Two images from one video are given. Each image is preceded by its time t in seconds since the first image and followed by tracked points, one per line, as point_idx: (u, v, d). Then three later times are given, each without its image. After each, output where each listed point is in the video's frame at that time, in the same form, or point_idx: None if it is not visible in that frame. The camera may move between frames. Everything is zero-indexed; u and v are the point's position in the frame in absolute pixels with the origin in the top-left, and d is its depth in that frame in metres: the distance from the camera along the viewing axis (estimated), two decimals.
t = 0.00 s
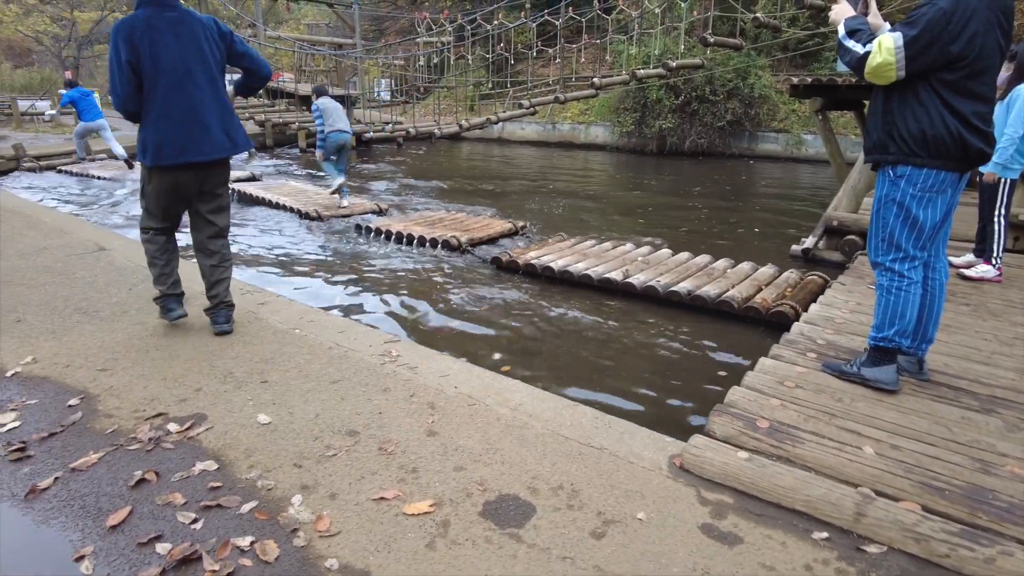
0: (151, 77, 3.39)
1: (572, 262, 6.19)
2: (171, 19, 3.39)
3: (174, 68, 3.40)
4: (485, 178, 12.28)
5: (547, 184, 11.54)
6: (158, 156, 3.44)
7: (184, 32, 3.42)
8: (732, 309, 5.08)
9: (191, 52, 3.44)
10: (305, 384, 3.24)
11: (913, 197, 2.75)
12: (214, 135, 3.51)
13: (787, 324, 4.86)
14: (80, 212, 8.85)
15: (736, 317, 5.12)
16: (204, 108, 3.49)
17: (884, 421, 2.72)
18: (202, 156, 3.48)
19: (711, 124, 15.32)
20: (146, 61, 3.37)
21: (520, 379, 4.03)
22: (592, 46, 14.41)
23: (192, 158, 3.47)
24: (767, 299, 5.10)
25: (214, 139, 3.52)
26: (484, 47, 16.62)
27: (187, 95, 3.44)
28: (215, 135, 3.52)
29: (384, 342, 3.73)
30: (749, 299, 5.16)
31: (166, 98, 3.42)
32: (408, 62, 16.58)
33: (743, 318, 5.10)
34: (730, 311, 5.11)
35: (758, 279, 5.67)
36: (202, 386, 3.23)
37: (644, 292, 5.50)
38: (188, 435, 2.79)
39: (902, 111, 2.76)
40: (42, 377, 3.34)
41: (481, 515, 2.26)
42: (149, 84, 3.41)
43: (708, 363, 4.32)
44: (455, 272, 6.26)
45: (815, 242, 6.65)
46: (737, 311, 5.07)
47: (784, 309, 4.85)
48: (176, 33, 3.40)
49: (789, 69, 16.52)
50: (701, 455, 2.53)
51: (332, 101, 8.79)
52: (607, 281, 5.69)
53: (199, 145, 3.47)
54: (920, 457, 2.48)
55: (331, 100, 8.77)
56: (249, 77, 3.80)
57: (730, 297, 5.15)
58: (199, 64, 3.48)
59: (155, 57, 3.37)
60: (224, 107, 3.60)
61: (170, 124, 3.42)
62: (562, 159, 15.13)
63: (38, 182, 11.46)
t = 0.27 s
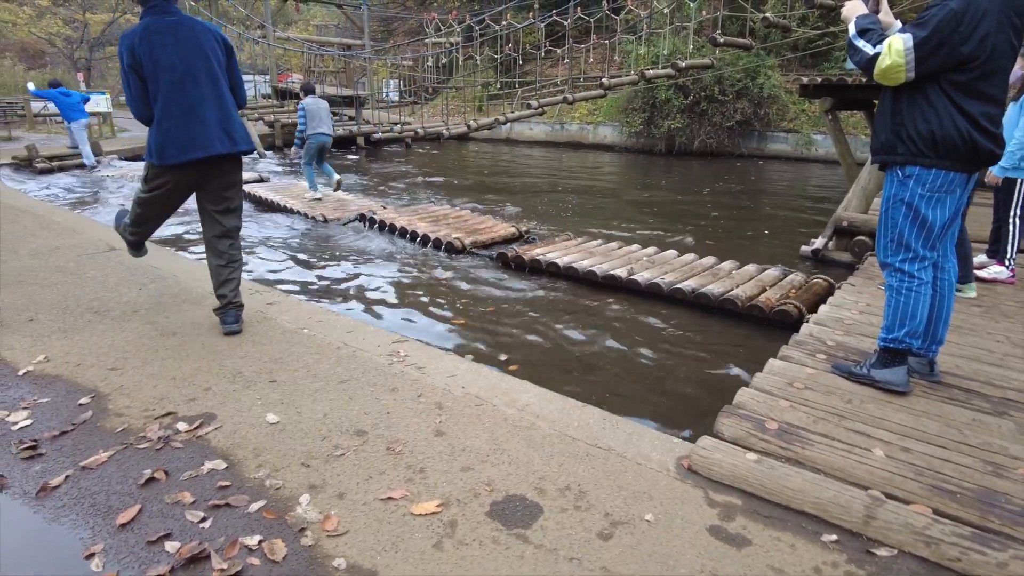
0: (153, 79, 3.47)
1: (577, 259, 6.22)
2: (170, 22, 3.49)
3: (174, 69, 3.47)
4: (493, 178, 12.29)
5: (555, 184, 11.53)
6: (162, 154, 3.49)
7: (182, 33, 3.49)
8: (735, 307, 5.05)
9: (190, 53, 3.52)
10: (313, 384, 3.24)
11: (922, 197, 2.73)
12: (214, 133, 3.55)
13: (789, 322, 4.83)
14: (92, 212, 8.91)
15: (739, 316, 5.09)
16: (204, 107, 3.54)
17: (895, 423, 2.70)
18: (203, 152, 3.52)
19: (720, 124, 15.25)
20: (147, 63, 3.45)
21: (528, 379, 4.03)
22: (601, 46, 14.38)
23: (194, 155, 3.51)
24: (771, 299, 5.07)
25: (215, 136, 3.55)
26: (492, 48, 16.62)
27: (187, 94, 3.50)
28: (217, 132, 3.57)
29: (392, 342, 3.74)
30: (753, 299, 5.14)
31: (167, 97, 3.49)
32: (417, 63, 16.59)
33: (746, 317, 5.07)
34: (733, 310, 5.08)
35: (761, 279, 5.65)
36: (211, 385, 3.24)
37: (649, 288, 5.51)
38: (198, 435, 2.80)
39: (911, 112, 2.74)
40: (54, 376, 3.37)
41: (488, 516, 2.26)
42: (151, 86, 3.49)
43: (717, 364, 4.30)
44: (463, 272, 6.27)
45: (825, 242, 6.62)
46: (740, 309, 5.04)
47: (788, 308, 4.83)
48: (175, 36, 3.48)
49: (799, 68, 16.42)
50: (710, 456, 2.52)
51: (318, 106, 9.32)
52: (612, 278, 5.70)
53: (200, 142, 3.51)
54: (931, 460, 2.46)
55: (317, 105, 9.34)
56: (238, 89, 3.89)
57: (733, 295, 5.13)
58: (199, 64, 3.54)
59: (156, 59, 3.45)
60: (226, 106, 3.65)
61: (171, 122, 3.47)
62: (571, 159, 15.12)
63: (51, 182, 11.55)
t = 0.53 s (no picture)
0: (143, 75, 3.54)
1: (578, 255, 6.25)
2: (157, 17, 3.55)
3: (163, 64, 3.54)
4: (499, 179, 12.29)
5: (561, 185, 11.52)
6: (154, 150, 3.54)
7: (170, 28, 3.55)
8: (731, 305, 5.06)
9: (178, 47, 3.58)
10: (320, 383, 3.25)
11: (927, 197, 2.71)
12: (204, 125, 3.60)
13: (784, 320, 4.85)
14: (101, 213, 8.98)
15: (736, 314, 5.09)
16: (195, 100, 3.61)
17: (902, 425, 2.68)
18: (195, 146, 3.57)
19: (728, 124, 15.20)
20: (137, 59, 3.52)
21: (534, 380, 4.03)
22: (608, 47, 14.37)
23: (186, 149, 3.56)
24: (767, 298, 5.06)
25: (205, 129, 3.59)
26: (499, 48, 16.62)
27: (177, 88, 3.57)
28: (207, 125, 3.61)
29: (399, 342, 3.75)
30: (750, 296, 5.14)
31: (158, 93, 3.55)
32: (424, 63, 16.61)
33: (742, 314, 5.08)
34: (730, 308, 5.09)
35: (762, 278, 5.64)
36: (219, 385, 3.26)
37: (648, 285, 5.51)
38: (205, 434, 2.82)
39: (916, 111, 2.72)
40: (63, 375, 3.40)
41: (493, 516, 2.26)
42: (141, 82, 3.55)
43: (724, 365, 4.28)
44: (468, 272, 6.27)
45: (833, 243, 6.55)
46: (736, 306, 5.05)
47: (784, 307, 4.83)
48: (162, 31, 3.54)
49: (807, 68, 16.33)
50: (716, 457, 2.52)
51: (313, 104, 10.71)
52: (611, 274, 5.74)
53: (193, 135, 3.57)
54: (939, 462, 2.45)
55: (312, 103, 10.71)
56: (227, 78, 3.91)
57: (730, 293, 5.13)
58: (187, 60, 3.61)
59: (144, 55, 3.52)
60: (215, 99, 3.72)
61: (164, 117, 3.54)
62: (577, 159, 15.11)
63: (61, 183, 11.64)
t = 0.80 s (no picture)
0: (117, 81, 3.55)
1: (580, 256, 6.25)
2: (131, 22, 3.55)
3: (136, 70, 3.56)
4: (504, 180, 12.29)
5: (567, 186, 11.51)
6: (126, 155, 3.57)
7: (146, 35, 3.57)
8: (727, 305, 5.06)
9: (153, 55, 3.61)
10: (325, 385, 3.26)
11: (934, 196, 2.70)
12: (177, 134, 3.66)
13: (778, 321, 4.85)
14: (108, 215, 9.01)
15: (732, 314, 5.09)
16: (165, 108, 3.65)
17: (909, 427, 2.67)
18: (167, 154, 3.63)
19: (733, 125, 15.17)
20: (112, 64, 3.51)
21: (539, 381, 4.02)
22: (613, 48, 14.36)
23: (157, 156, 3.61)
24: (763, 298, 5.05)
25: (177, 138, 3.66)
26: (504, 50, 16.64)
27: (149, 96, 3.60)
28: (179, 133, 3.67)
29: (404, 343, 3.75)
30: (746, 296, 5.14)
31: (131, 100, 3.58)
32: (429, 65, 16.64)
33: (738, 314, 5.08)
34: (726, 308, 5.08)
35: (761, 278, 5.64)
36: (225, 385, 3.27)
37: (645, 287, 5.52)
38: (211, 434, 2.83)
39: (922, 110, 2.71)
40: (70, 375, 3.42)
41: (498, 518, 2.26)
42: (115, 87, 3.56)
43: (729, 366, 4.27)
44: (473, 273, 6.28)
45: (838, 245, 6.55)
46: (733, 307, 5.06)
47: (779, 307, 4.83)
48: (138, 37, 3.55)
49: (813, 69, 16.29)
50: (721, 459, 2.51)
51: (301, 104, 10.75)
52: (609, 276, 5.74)
53: (162, 143, 3.62)
54: (945, 465, 2.43)
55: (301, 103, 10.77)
56: (200, 81, 3.97)
57: (726, 293, 5.14)
58: (161, 67, 3.64)
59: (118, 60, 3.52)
60: (185, 106, 3.76)
61: (134, 124, 3.57)
62: (582, 160, 15.11)
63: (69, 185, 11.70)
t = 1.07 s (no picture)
0: (108, 80, 3.55)
1: (579, 258, 6.25)
2: (116, 21, 3.58)
3: (128, 69, 3.59)
4: (507, 181, 12.29)
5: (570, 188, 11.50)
6: (122, 153, 3.57)
7: (133, 33, 3.61)
8: (722, 306, 5.09)
9: (141, 53, 3.64)
10: (328, 385, 3.26)
11: (942, 197, 2.69)
12: (170, 130, 3.70)
13: (773, 322, 4.88)
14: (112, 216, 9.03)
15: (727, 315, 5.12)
16: (159, 105, 3.69)
17: (913, 430, 2.66)
18: (163, 149, 3.66)
19: (736, 126, 15.14)
20: (101, 63, 3.52)
21: (542, 382, 4.02)
22: (616, 50, 14.34)
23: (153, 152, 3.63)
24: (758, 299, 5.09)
25: (170, 134, 3.70)
26: (507, 51, 16.64)
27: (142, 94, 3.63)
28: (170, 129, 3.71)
29: (407, 344, 3.75)
30: (740, 297, 5.17)
31: (123, 98, 3.59)
32: (432, 66, 16.65)
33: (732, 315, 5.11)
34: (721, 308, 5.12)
35: (757, 278, 5.64)
36: (228, 386, 3.28)
37: (642, 289, 5.54)
38: (214, 435, 2.83)
39: (929, 110, 2.70)
40: (74, 376, 3.42)
41: (501, 519, 2.26)
42: (105, 87, 3.56)
43: (732, 367, 4.26)
44: (475, 274, 6.28)
45: (842, 246, 6.50)
46: (728, 308, 5.09)
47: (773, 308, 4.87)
48: (125, 35, 3.58)
49: (816, 71, 16.25)
50: (725, 461, 2.50)
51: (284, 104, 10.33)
52: (609, 277, 5.75)
53: (160, 140, 3.66)
54: (950, 467, 2.42)
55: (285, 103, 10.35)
56: (185, 80, 4.01)
57: (722, 295, 5.17)
58: (150, 64, 3.67)
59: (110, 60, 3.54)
60: (174, 104, 3.82)
61: (130, 122, 3.59)
62: (585, 162, 15.10)
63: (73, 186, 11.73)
